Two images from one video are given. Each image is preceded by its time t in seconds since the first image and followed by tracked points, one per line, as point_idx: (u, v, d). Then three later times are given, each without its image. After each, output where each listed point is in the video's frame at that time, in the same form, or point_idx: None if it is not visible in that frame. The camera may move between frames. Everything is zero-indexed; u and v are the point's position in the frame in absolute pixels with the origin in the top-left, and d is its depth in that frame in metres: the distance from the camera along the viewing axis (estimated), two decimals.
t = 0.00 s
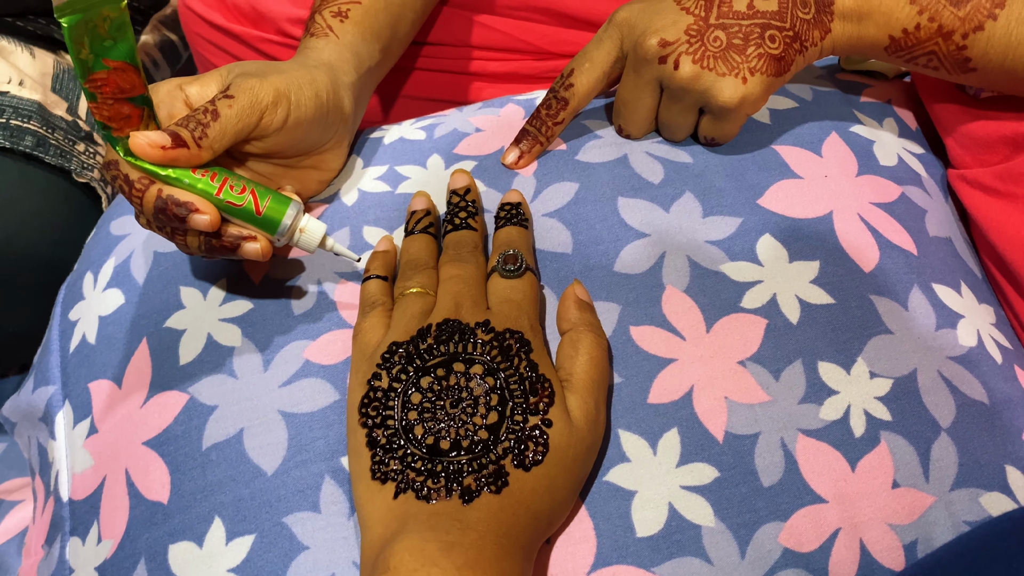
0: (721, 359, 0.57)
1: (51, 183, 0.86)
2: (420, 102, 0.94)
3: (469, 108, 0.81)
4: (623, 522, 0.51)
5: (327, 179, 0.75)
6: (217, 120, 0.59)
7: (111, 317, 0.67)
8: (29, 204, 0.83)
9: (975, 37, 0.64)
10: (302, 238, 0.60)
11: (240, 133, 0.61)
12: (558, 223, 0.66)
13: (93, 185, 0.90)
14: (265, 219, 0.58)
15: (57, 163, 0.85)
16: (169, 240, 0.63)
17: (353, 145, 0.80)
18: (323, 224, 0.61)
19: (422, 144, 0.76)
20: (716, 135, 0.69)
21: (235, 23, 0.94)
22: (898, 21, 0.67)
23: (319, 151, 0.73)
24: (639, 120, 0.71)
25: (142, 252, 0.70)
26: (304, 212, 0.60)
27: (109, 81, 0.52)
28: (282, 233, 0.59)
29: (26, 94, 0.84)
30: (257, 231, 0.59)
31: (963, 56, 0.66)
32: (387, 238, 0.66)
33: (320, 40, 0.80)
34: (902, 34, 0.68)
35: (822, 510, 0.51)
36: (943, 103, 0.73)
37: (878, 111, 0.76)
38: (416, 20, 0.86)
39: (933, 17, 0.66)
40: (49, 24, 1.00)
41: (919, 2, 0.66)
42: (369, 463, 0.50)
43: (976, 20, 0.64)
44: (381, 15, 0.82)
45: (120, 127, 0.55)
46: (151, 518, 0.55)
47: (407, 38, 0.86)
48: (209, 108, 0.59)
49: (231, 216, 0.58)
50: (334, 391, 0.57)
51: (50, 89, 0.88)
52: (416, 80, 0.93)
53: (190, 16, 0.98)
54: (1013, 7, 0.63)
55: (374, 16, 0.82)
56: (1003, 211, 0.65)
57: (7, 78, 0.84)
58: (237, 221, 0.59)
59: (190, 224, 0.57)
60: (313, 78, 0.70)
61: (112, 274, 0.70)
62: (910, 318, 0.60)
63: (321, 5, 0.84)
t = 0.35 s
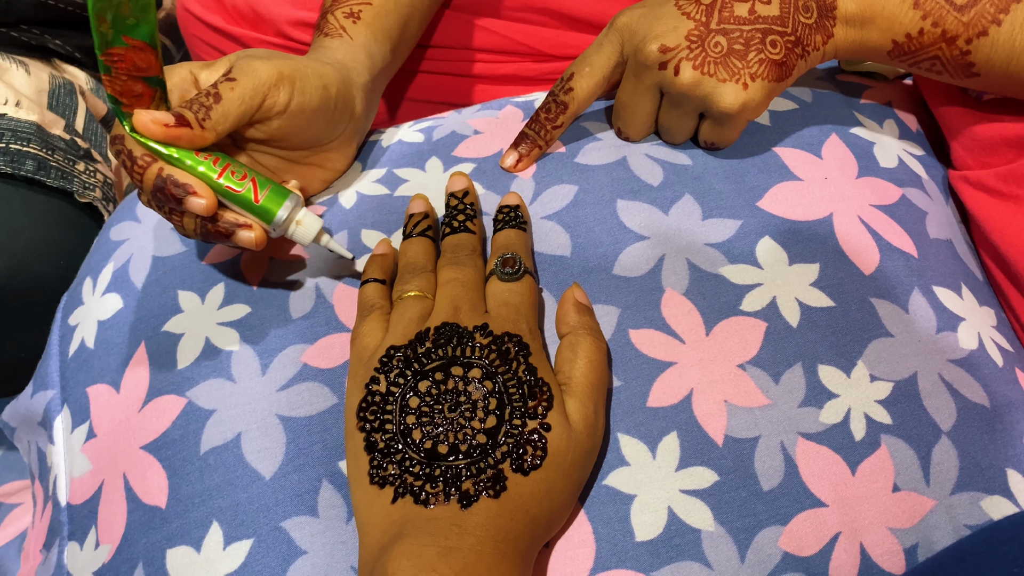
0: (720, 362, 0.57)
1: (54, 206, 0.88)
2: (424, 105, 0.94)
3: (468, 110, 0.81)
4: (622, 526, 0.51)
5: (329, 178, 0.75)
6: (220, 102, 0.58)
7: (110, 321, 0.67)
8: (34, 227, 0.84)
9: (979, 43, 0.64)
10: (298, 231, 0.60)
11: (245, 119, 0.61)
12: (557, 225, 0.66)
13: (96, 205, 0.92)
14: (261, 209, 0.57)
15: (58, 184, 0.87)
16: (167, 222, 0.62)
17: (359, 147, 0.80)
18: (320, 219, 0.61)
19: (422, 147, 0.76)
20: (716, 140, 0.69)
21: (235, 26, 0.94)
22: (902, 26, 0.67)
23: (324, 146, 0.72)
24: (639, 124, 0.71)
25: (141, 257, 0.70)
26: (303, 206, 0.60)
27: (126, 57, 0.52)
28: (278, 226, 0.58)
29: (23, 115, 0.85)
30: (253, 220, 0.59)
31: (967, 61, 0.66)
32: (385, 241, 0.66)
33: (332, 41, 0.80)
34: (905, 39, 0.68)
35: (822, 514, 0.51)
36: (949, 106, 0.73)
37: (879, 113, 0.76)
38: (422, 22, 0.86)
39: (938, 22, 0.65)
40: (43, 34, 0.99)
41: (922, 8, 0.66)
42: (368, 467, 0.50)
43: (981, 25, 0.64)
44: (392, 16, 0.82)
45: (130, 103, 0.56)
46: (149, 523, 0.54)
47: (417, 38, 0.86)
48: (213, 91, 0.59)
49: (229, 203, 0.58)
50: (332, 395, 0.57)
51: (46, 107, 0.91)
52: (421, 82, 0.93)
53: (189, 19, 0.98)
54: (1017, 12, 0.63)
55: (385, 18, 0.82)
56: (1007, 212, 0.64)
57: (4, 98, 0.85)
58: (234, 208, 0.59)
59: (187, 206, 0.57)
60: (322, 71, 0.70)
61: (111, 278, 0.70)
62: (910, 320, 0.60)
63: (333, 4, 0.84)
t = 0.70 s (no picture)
0: (722, 359, 0.57)
1: (53, 209, 0.88)
2: (422, 104, 0.93)
3: (468, 107, 0.81)
4: (623, 524, 0.51)
5: (329, 177, 0.74)
6: (230, 96, 0.59)
7: (108, 319, 0.66)
8: (32, 231, 0.85)
9: (982, 43, 0.64)
10: (313, 226, 0.60)
11: (252, 113, 0.61)
12: (557, 222, 0.66)
13: (94, 207, 0.92)
14: (278, 205, 0.58)
15: (56, 187, 0.86)
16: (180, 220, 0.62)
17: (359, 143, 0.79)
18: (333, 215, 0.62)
19: (421, 143, 0.76)
20: (718, 139, 0.69)
21: (233, 24, 0.94)
22: (905, 25, 0.67)
23: (325, 145, 0.73)
24: (639, 124, 0.70)
25: (140, 254, 0.69)
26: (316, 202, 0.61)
27: (136, 55, 0.51)
28: (295, 220, 0.59)
29: (20, 117, 0.84)
30: (269, 216, 0.59)
31: (970, 61, 0.65)
32: (384, 238, 0.66)
33: (333, 40, 0.81)
34: (908, 39, 0.67)
35: (824, 512, 0.51)
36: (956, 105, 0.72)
37: (882, 110, 0.76)
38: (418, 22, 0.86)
39: (941, 22, 0.65)
40: (37, 35, 0.99)
41: (925, 7, 0.66)
42: (367, 465, 0.50)
43: (984, 25, 0.64)
44: (390, 16, 0.83)
45: (142, 101, 0.55)
46: (148, 521, 0.54)
47: (415, 37, 0.87)
48: (223, 85, 0.59)
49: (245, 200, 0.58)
50: (332, 392, 0.56)
51: (44, 109, 0.89)
52: (417, 81, 0.92)
53: (188, 18, 0.98)
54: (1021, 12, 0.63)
55: (384, 17, 0.83)
56: (1012, 209, 0.64)
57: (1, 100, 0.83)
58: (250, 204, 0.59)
59: (205, 204, 0.57)
60: (325, 69, 0.71)
61: (109, 275, 0.69)
62: (912, 317, 0.59)
63: (332, 4, 0.85)
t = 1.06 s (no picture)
0: (725, 357, 0.56)
1: (52, 200, 0.88)
2: (401, 101, 0.93)
3: (470, 101, 0.80)
4: (625, 523, 0.50)
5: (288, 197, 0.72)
6: (199, 129, 0.55)
7: (106, 314, 0.66)
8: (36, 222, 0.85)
9: (987, 37, 0.63)
10: (313, 229, 0.58)
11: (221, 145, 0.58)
12: (559, 219, 0.65)
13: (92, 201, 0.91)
14: (276, 216, 0.55)
15: (54, 179, 0.86)
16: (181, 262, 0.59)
17: (317, 155, 0.77)
18: (326, 211, 0.59)
19: (422, 138, 0.75)
20: (721, 136, 0.68)
21: (232, 25, 0.93)
22: (909, 20, 0.66)
23: (282, 166, 0.70)
24: (641, 119, 0.70)
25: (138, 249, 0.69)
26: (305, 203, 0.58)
27: (89, 101, 0.46)
28: (295, 226, 0.56)
29: (19, 109, 0.84)
30: (271, 230, 0.56)
31: (975, 56, 0.65)
32: (384, 234, 0.65)
33: (280, 52, 0.77)
34: (913, 33, 0.66)
35: (828, 511, 0.50)
36: (959, 100, 0.72)
37: (886, 107, 0.75)
38: (392, 25, 0.84)
39: (945, 17, 0.65)
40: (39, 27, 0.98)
41: (930, 2, 0.65)
42: (367, 463, 0.50)
43: (989, 20, 0.63)
44: (346, 27, 0.80)
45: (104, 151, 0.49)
46: (145, 519, 0.54)
47: (377, 45, 0.84)
48: (189, 118, 0.55)
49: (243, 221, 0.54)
50: (330, 389, 0.56)
51: (43, 101, 0.88)
52: (396, 78, 0.91)
53: (187, 18, 0.97)
54: None
55: (338, 27, 0.80)
56: (1017, 206, 0.64)
57: None
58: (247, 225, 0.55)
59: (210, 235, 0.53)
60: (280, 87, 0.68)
61: (108, 270, 0.69)
62: (917, 316, 0.59)
63: (283, 14, 0.81)
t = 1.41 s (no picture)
0: (733, 352, 0.56)
1: (57, 185, 0.87)
2: (407, 96, 0.93)
3: (477, 97, 0.80)
4: (633, 517, 0.50)
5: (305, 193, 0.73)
6: (234, 134, 0.56)
7: (116, 307, 0.66)
8: (40, 207, 0.85)
9: (993, 36, 0.63)
10: (344, 230, 0.59)
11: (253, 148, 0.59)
12: (567, 214, 0.65)
13: (97, 186, 0.91)
14: (310, 218, 0.56)
15: (61, 164, 0.87)
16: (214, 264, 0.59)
17: (328, 150, 0.77)
18: (355, 213, 0.61)
19: (431, 133, 0.75)
20: (728, 132, 0.68)
21: (241, 22, 0.93)
22: (916, 18, 0.66)
23: (299, 162, 0.70)
24: (648, 116, 0.70)
25: (147, 241, 0.69)
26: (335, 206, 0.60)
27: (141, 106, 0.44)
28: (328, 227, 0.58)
29: (29, 94, 0.86)
30: (305, 232, 0.57)
31: (981, 54, 0.65)
32: (393, 228, 0.65)
33: (291, 47, 0.77)
34: (919, 32, 0.67)
35: (835, 505, 0.50)
36: (965, 98, 0.72)
37: (893, 104, 0.75)
38: (400, 20, 0.85)
39: (952, 15, 0.64)
40: (49, 20, 1.00)
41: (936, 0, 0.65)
42: (376, 455, 0.50)
43: (995, 18, 0.63)
44: (355, 23, 0.80)
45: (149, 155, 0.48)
46: (154, 510, 0.54)
47: (384, 42, 0.85)
48: (224, 121, 0.56)
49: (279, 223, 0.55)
50: (339, 382, 0.56)
51: (52, 89, 0.91)
52: (402, 74, 0.92)
53: (195, 14, 0.97)
54: None
55: (348, 23, 0.80)
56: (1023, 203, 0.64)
57: (10, 77, 0.85)
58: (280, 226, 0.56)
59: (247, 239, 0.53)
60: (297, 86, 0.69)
61: (117, 263, 0.69)
62: (924, 311, 0.59)
63: (292, 10, 0.81)
